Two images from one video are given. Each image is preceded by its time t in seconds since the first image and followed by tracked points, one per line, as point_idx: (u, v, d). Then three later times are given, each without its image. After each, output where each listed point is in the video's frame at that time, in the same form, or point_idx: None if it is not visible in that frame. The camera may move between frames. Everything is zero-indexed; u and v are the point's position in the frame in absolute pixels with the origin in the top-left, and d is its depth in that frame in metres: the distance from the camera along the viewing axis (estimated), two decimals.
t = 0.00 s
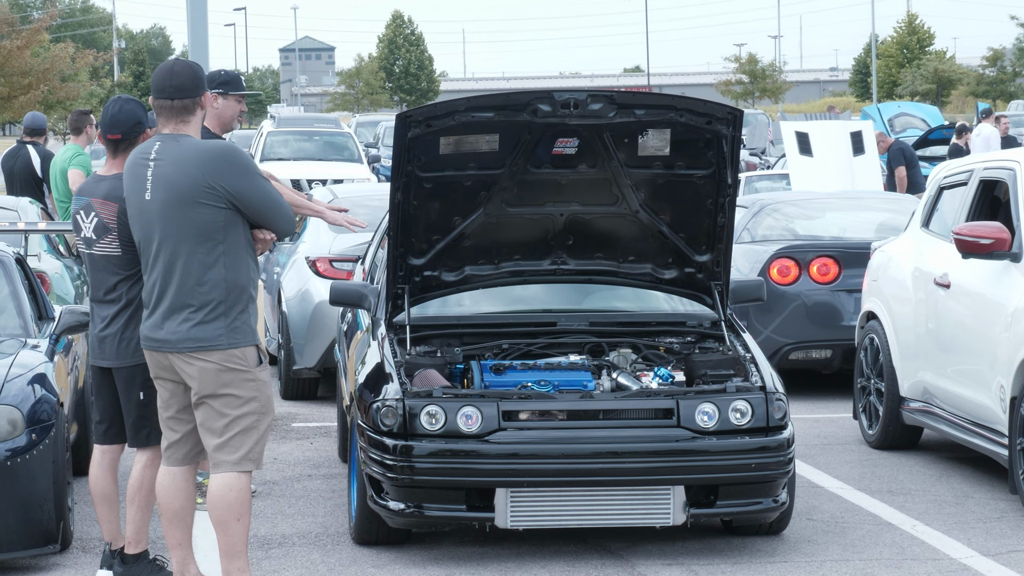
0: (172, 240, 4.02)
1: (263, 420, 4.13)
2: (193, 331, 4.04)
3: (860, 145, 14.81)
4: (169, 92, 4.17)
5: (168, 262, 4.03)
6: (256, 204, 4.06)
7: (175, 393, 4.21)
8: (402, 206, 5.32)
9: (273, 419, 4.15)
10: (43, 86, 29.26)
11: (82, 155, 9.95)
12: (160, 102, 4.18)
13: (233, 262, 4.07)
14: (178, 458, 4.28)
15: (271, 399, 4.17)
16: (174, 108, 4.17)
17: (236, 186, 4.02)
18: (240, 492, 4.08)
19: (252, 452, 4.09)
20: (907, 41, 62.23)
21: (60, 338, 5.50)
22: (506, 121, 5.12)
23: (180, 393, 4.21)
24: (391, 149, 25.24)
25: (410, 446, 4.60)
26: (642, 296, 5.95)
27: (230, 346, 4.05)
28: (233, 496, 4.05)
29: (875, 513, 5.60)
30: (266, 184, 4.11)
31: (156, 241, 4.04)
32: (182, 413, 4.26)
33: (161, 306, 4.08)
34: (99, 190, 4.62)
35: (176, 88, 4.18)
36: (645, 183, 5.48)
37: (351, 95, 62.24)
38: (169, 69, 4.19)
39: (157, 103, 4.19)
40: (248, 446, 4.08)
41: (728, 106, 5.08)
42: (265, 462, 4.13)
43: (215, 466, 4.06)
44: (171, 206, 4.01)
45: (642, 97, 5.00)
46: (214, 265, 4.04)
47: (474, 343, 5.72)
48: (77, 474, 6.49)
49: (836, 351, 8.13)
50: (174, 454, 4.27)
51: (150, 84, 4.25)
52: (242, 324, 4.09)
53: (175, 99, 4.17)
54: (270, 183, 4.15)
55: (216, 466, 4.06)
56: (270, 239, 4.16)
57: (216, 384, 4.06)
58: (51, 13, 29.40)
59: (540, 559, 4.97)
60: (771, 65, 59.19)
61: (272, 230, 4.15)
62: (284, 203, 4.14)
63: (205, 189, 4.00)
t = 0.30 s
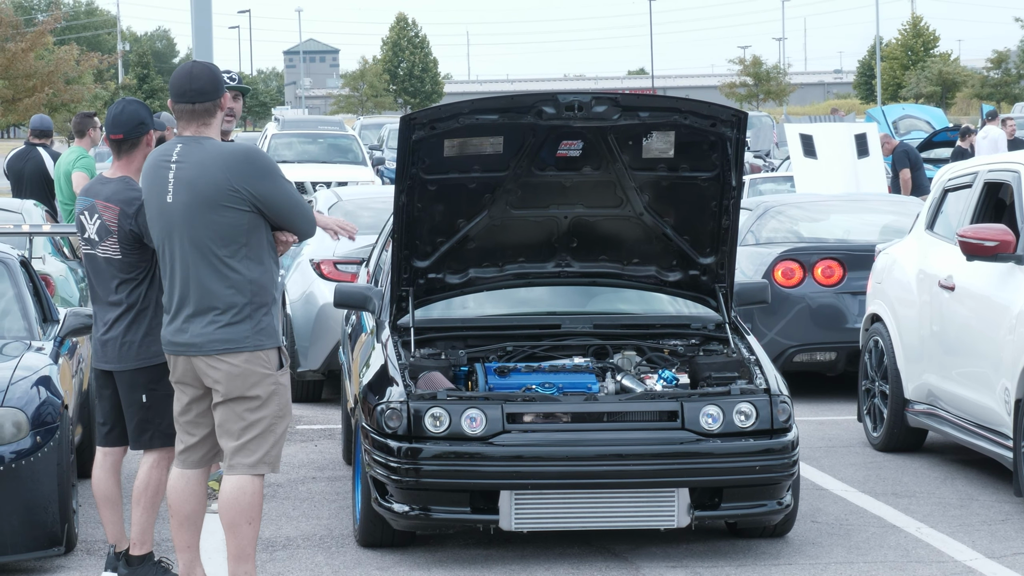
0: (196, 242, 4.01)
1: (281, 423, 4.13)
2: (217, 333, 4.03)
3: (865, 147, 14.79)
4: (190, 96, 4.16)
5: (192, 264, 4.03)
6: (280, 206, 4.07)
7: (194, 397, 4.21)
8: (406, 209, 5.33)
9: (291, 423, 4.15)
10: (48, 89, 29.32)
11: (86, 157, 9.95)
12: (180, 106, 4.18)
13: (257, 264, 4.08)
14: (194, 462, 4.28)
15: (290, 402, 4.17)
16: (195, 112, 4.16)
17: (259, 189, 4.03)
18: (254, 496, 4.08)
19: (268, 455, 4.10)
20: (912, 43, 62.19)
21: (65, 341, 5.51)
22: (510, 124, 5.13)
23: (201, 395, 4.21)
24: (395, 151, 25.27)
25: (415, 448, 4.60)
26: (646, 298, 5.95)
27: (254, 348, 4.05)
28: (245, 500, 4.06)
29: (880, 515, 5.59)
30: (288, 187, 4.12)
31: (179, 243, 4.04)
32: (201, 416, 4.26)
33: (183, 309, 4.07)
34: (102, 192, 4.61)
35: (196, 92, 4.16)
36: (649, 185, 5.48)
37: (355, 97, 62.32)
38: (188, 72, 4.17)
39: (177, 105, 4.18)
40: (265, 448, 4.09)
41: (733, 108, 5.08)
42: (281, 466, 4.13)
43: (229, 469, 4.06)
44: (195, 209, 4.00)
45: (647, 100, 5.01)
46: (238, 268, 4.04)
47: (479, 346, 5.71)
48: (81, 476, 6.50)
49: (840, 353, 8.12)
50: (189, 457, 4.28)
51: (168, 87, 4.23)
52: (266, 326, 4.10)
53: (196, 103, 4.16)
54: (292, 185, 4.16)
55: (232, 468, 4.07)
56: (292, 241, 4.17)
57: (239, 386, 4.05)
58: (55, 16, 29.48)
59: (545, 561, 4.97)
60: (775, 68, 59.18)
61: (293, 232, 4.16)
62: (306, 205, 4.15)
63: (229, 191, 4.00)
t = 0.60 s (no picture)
0: (212, 245, 4.02)
1: (293, 426, 4.13)
2: (233, 335, 4.04)
3: (869, 149, 14.78)
4: (206, 99, 4.13)
5: (208, 266, 4.03)
6: (296, 210, 4.07)
7: (206, 400, 4.21)
8: (410, 211, 5.33)
9: (302, 426, 4.15)
10: (52, 91, 29.37)
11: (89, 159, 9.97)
12: (196, 109, 4.16)
13: (273, 267, 4.09)
14: (203, 463, 4.28)
15: (301, 406, 4.17)
16: (211, 115, 4.15)
17: (276, 193, 4.03)
18: (262, 498, 4.08)
19: (280, 458, 4.09)
20: (916, 45, 62.17)
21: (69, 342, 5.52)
22: (514, 126, 5.13)
23: (213, 398, 4.20)
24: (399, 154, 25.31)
25: (420, 450, 4.60)
26: (650, 300, 5.96)
27: (270, 350, 4.06)
28: (254, 503, 4.06)
29: (885, 518, 5.59)
30: (305, 191, 4.12)
31: (194, 246, 4.04)
32: (214, 419, 4.26)
33: (198, 310, 4.08)
34: (106, 192, 4.69)
35: (213, 95, 4.14)
36: (653, 187, 5.48)
37: (359, 99, 62.37)
38: (204, 75, 4.12)
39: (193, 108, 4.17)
40: (277, 450, 4.08)
41: (737, 110, 5.09)
42: (292, 469, 4.13)
43: (240, 471, 4.06)
44: (211, 212, 4.01)
45: (650, 101, 5.02)
46: (254, 271, 4.05)
47: (483, 348, 5.70)
48: (85, 478, 6.51)
49: (845, 355, 8.11)
50: (201, 458, 4.28)
51: (183, 88, 4.20)
52: (282, 328, 4.10)
53: (212, 106, 4.15)
54: (308, 189, 4.16)
55: (242, 470, 4.06)
56: (308, 244, 4.17)
57: (254, 389, 4.05)
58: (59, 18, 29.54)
59: (549, 563, 4.98)
60: (779, 70, 59.16)
61: (309, 236, 4.16)
62: (322, 209, 4.15)
63: (245, 195, 4.00)
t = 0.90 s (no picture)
0: (224, 248, 4.03)
1: (305, 428, 4.15)
2: (246, 337, 4.05)
3: (879, 150, 14.74)
4: (219, 100, 4.15)
5: (221, 269, 4.05)
6: (309, 214, 4.07)
7: (220, 402, 4.23)
8: (420, 213, 5.34)
9: (315, 429, 4.17)
10: (62, 93, 29.47)
11: (95, 160, 10.01)
12: (210, 110, 4.17)
13: (285, 270, 4.10)
14: (215, 465, 4.30)
15: (314, 408, 4.19)
16: (224, 116, 4.16)
17: (289, 197, 4.03)
18: (274, 501, 4.10)
19: (293, 460, 4.11)
20: (926, 47, 62.05)
21: (79, 344, 5.56)
22: (524, 128, 5.13)
23: (226, 400, 4.22)
24: (408, 155, 25.35)
25: (430, 452, 4.61)
26: (660, 302, 5.97)
27: (283, 353, 4.07)
28: (267, 505, 4.08)
29: (895, 520, 5.58)
30: (318, 194, 4.12)
31: (207, 249, 4.06)
32: (226, 421, 4.28)
33: (210, 313, 4.10)
34: (116, 191, 4.70)
35: (225, 96, 4.15)
36: (663, 189, 5.49)
37: (370, 100, 62.48)
38: (218, 77, 4.13)
39: (207, 109, 4.18)
40: (291, 452, 4.11)
41: (747, 111, 5.09)
42: (306, 471, 4.15)
43: (253, 473, 4.08)
44: (224, 215, 4.02)
45: (661, 103, 5.02)
46: (266, 274, 4.06)
47: (493, 349, 5.71)
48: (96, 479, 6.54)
49: (855, 357, 8.10)
50: (212, 460, 4.29)
51: (198, 89, 4.21)
52: (295, 330, 4.12)
53: (225, 107, 4.16)
54: (321, 192, 4.16)
55: (255, 472, 4.08)
56: (321, 248, 4.18)
57: (268, 391, 4.07)
58: (70, 20, 29.66)
59: (559, 565, 4.98)
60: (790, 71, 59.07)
61: (322, 239, 4.16)
62: (335, 212, 4.15)
63: (257, 198, 4.01)
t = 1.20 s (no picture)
0: (235, 250, 4.05)
1: (316, 429, 4.22)
2: (257, 339, 4.08)
3: (891, 152, 14.72)
4: (231, 100, 4.16)
5: (231, 270, 4.07)
6: (320, 216, 4.08)
7: (231, 403, 4.25)
8: (431, 214, 5.35)
9: (326, 429, 4.24)
10: (74, 94, 29.58)
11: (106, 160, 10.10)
12: (223, 110, 4.19)
13: (296, 272, 4.12)
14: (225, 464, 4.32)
15: (324, 408, 4.24)
16: (236, 117, 4.18)
17: (300, 199, 4.05)
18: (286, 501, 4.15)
19: (304, 462, 4.18)
20: (938, 48, 61.89)
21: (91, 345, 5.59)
22: (536, 129, 5.14)
23: (237, 401, 4.25)
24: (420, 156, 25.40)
25: (442, 454, 4.63)
26: (672, 303, 5.97)
27: (293, 354, 4.10)
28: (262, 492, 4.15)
29: (907, 521, 5.57)
30: (329, 197, 4.13)
31: (217, 250, 4.08)
32: (236, 422, 4.30)
33: (221, 314, 4.12)
34: (127, 193, 4.66)
35: (238, 96, 4.16)
36: (675, 190, 5.49)
37: (381, 102, 62.60)
38: (231, 77, 4.15)
39: (219, 109, 4.20)
40: (301, 454, 4.18)
41: (759, 112, 5.09)
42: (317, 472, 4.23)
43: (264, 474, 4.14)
44: (234, 217, 4.04)
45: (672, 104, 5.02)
46: (277, 276, 4.08)
47: (505, 351, 5.75)
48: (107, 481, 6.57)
49: (867, 359, 8.10)
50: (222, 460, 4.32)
51: (211, 89, 4.23)
52: (306, 332, 4.15)
53: (237, 107, 4.17)
54: (333, 195, 4.17)
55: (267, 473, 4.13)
56: (331, 250, 4.19)
57: (278, 393, 4.10)
58: (82, 21, 29.78)
59: (570, 566, 4.99)
60: (801, 72, 58.96)
61: (333, 242, 4.18)
62: (347, 215, 4.16)
63: (268, 200, 4.02)
